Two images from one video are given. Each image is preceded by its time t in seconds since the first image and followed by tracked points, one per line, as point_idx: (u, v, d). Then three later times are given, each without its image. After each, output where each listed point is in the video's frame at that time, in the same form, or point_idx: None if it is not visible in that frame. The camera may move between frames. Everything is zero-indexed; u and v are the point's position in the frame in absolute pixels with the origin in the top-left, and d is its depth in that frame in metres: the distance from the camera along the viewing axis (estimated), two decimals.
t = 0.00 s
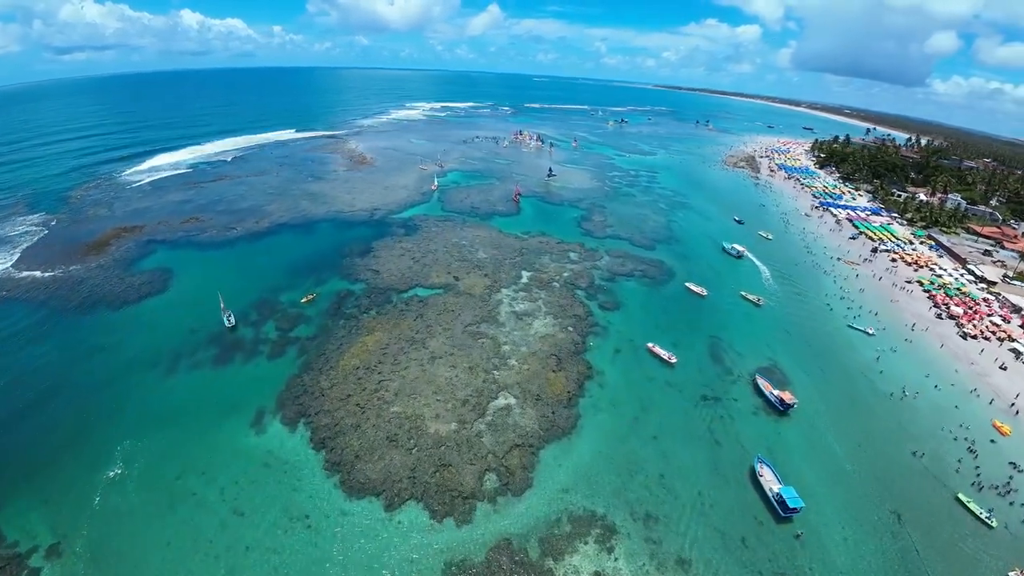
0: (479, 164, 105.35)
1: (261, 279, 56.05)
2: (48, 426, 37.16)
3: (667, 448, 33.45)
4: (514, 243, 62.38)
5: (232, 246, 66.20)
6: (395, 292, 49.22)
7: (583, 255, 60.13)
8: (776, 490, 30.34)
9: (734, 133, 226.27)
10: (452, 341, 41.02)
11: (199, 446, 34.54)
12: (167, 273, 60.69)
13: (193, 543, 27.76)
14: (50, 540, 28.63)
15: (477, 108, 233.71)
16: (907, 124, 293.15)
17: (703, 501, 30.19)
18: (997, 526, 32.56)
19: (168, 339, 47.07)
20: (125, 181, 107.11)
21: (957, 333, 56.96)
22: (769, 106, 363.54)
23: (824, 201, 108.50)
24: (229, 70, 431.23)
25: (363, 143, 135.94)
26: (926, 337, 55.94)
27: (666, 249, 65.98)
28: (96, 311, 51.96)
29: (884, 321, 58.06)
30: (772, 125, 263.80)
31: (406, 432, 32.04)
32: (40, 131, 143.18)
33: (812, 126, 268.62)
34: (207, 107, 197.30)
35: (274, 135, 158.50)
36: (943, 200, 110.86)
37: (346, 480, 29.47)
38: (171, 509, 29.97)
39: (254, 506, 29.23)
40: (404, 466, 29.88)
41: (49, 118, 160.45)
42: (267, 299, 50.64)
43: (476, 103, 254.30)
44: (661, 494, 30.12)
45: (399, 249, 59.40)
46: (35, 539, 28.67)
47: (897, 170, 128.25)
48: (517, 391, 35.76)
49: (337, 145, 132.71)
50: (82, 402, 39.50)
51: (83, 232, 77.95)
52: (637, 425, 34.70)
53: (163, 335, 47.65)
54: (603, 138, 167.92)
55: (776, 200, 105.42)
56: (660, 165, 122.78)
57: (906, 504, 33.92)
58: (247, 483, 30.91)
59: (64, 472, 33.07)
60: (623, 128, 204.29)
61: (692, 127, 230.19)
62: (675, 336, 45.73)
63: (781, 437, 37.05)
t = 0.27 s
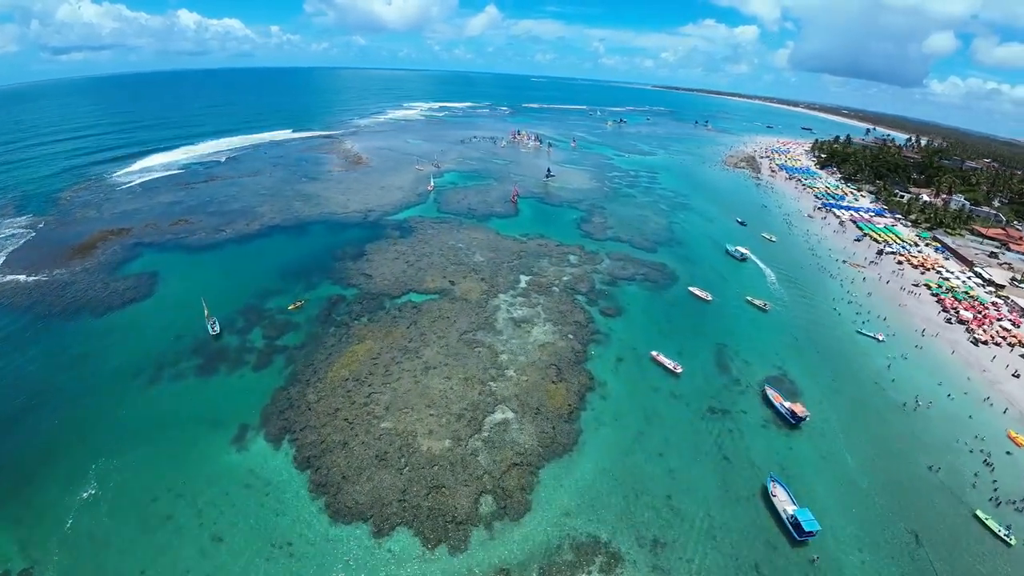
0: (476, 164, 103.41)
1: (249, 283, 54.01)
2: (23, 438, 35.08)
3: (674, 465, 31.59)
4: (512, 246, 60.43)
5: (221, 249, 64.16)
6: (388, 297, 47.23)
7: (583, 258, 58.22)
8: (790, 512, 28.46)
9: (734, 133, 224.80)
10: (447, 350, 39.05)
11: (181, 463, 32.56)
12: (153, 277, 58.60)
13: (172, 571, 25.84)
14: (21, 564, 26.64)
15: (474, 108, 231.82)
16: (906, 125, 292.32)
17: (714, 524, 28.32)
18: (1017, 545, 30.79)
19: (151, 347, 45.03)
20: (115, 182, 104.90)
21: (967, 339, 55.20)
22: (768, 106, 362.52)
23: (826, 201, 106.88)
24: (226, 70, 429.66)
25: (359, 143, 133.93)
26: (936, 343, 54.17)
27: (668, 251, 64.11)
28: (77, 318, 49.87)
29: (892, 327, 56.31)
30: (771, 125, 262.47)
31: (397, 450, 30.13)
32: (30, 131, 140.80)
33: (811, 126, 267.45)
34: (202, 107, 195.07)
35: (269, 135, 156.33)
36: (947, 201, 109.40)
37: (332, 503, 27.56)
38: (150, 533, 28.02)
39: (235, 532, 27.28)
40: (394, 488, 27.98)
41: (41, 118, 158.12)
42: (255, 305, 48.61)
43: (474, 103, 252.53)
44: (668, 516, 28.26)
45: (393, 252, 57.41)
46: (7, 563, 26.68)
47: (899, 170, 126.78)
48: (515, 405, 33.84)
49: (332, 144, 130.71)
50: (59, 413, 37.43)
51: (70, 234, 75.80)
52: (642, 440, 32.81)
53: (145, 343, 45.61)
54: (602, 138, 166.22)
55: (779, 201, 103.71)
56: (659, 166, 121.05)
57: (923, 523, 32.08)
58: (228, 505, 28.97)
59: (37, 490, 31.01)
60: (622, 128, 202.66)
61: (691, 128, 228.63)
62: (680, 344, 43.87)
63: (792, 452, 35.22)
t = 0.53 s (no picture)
0: (474, 165, 101.46)
1: (237, 289, 52.00)
2: None
3: (682, 486, 29.77)
4: (510, 249, 58.48)
5: (210, 253, 62.12)
6: (380, 303, 45.29)
7: (584, 262, 56.35)
8: (806, 536, 26.61)
9: (733, 133, 223.31)
10: (441, 360, 37.09)
11: (158, 483, 30.64)
12: (138, 282, 56.55)
13: None
14: None
15: (473, 108, 230.03)
16: (906, 125, 291.35)
17: (725, 550, 26.49)
18: None
19: (133, 356, 43.03)
20: (106, 183, 102.72)
21: (979, 345, 53.45)
22: (767, 106, 361.34)
23: (829, 203, 105.23)
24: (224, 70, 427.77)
25: (355, 143, 131.91)
26: (947, 350, 52.38)
27: (671, 254, 62.23)
28: (57, 325, 47.82)
29: (902, 333, 54.57)
30: (771, 126, 261.19)
31: (387, 471, 28.21)
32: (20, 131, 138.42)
33: (810, 127, 266.18)
34: (197, 106, 192.93)
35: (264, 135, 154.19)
36: (951, 203, 107.86)
37: (316, 530, 25.62)
38: (120, 561, 26.09)
39: (212, 561, 25.38)
40: (383, 513, 26.06)
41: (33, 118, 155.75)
42: (241, 312, 46.66)
43: (472, 103, 250.76)
44: (676, 542, 26.40)
45: (386, 255, 55.43)
46: None
47: (902, 171, 125.26)
48: (513, 420, 31.91)
49: (328, 144, 128.76)
50: (31, 427, 35.41)
51: (56, 237, 73.67)
52: (647, 458, 31.01)
53: (126, 351, 43.59)
54: (601, 138, 164.43)
55: (781, 202, 102.01)
56: (660, 166, 119.31)
57: (944, 544, 30.22)
58: (206, 531, 27.06)
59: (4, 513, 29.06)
60: (622, 128, 200.95)
61: (690, 128, 227.09)
62: (685, 353, 42.07)
63: (805, 469, 33.44)
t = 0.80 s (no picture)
0: (471, 166, 99.54)
1: (224, 294, 49.95)
2: None
3: (691, 508, 27.93)
4: (508, 253, 56.56)
5: (198, 257, 60.05)
6: (371, 310, 43.37)
7: (584, 265, 54.46)
8: (825, 564, 24.78)
9: (733, 134, 221.93)
10: (434, 373, 35.14)
11: (132, 505, 28.64)
12: (122, 287, 54.49)
13: None
14: None
15: (470, 108, 228.17)
16: (906, 126, 290.46)
17: None
18: None
19: (112, 366, 40.94)
20: (95, 184, 100.54)
21: (992, 352, 51.71)
22: (766, 107, 360.34)
23: (832, 204, 103.59)
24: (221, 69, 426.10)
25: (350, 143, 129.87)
26: (959, 357, 50.64)
27: (674, 257, 60.42)
28: (35, 333, 45.72)
29: (912, 339, 52.87)
30: (770, 126, 260.03)
31: (375, 495, 26.31)
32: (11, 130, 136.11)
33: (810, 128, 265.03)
34: (192, 106, 190.82)
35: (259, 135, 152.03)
36: (955, 204, 106.39)
37: (297, 561, 23.71)
38: None
39: None
40: (370, 543, 24.17)
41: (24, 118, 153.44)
42: (227, 319, 44.70)
43: (470, 103, 249.03)
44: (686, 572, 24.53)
45: (380, 259, 53.50)
46: None
47: (905, 172, 123.77)
48: (511, 438, 30.01)
49: (323, 145, 126.74)
50: None
51: (40, 240, 71.46)
52: (653, 479, 29.21)
53: (105, 361, 41.56)
54: (600, 138, 162.65)
55: (784, 203, 100.32)
56: (660, 167, 117.57)
57: (968, 568, 28.36)
58: (181, 560, 25.09)
59: None
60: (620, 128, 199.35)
61: (689, 128, 225.69)
62: (690, 363, 40.23)
63: (819, 488, 31.60)
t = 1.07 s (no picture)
0: (468, 167, 97.73)
1: (210, 303, 48.06)
2: None
3: (701, 536, 26.10)
4: (505, 257, 54.67)
5: (185, 263, 58.12)
6: (363, 319, 41.49)
7: (584, 270, 52.57)
8: None
9: (733, 135, 220.53)
10: (428, 387, 33.19)
11: (101, 533, 26.70)
12: (105, 294, 52.51)
13: None
14: None
15: (469, 109, 226.44)
16: (906, 127, 289.43)
17: None
18: None
19: (89, 378, 39.02)
20: (85, 186, 98.44)
21: (1005, 360, 49.97)
22: (766, 108, 359.22)
23: (836, 206, 101.93)
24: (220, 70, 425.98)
25: (346, 144, 127.92)
26: (972, 366, 48.90)
27: (676, 262, 58.61)
28: (10, 343, 43.71)
29: (923, 346, 51.15)
30: (769, 127, 258.88)
31: (361, 523, 24.42)
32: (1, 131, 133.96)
33: (809, 129, 263.96)
34: (187, 106, 188.69)
35: (254, 135, 149.96)
36: (959, 206, 104.85)
37: None
38: None
39: None
40: None
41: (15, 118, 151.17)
42: (211, 330, 43.35)
43: (468, 104, 247.16)
44: None
45: (372, 264, 51.54)
46: None
47: (908, 173, 122.22)
48: (508, 458, 28.13)
49: (318, 145, 124.73)
50: None
51: (25, 244, 69.39)
52: (660, 503, 27.41)
53: (82, 373, 39.62)
54: (600, 139, 160.77)
55: (787, 205, 98.61)
56: (660, 168, 115.91)
57: None
58: None
59: None
60: (620, 129, 197.68)
61: (689, 129, 224.24)
62: (696, 374, 38.44)
63: (836, 510, 29.82)
